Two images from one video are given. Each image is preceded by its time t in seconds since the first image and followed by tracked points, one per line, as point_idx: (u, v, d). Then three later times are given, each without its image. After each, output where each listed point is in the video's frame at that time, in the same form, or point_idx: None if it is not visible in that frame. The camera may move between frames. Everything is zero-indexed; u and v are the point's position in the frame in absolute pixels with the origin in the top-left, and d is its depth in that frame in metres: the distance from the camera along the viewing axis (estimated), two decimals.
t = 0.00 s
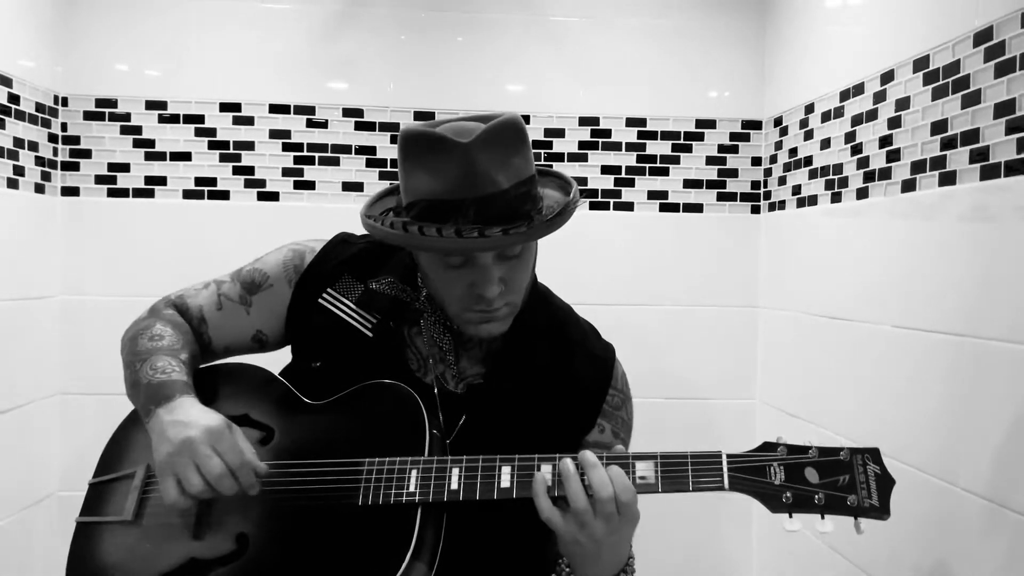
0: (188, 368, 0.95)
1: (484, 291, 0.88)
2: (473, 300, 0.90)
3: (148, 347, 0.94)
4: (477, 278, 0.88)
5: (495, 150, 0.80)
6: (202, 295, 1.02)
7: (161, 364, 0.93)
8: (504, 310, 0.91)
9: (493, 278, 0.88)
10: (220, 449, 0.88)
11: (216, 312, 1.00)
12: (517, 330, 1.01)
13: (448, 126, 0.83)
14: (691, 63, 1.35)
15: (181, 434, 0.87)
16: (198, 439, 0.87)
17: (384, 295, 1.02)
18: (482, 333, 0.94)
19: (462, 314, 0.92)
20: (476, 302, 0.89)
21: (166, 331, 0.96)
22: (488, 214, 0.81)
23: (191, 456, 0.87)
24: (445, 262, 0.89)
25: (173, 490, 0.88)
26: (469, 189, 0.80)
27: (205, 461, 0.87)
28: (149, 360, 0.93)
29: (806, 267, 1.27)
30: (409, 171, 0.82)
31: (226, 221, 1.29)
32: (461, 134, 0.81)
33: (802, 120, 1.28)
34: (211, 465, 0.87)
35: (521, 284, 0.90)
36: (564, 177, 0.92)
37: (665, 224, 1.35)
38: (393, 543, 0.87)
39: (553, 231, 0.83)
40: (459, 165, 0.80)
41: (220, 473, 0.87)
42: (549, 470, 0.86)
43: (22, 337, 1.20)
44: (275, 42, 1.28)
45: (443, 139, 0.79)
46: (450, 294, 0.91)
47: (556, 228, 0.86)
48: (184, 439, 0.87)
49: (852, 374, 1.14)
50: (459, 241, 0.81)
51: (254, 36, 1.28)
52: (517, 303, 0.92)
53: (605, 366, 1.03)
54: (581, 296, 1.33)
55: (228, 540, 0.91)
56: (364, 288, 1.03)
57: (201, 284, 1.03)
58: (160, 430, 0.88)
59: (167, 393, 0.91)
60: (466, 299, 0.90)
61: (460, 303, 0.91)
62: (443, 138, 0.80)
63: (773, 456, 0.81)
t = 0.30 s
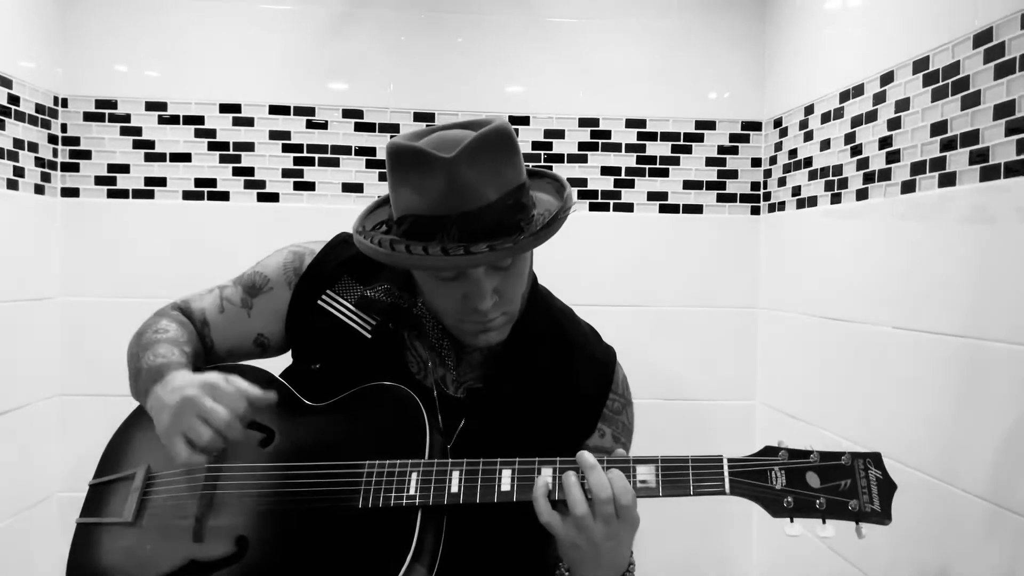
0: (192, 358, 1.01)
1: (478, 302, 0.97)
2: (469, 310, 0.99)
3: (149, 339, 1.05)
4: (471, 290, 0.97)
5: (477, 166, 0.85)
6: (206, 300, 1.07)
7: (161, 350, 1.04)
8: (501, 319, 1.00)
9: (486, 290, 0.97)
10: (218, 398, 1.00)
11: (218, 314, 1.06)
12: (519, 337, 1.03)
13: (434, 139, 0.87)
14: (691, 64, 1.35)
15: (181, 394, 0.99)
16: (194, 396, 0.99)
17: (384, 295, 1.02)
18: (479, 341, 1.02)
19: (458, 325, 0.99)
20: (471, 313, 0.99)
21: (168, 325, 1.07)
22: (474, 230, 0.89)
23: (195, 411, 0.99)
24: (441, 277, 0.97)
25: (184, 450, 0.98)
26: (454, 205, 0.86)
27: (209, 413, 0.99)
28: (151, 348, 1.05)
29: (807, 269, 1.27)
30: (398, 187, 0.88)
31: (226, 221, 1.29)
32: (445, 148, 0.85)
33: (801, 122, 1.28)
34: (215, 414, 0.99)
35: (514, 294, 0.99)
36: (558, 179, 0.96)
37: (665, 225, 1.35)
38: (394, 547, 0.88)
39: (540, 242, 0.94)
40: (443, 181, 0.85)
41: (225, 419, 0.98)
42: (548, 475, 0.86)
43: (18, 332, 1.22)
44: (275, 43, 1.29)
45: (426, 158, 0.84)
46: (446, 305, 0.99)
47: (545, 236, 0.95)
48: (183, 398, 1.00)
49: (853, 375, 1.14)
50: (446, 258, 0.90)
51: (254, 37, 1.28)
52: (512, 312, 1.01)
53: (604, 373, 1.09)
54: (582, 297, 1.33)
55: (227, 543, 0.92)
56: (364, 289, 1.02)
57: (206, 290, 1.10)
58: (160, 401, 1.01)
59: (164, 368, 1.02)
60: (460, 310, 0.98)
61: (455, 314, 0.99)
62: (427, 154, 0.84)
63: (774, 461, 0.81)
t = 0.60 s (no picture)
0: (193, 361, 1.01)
1: (482, 281, 0.90)
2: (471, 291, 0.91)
3: (152, 343, 1.04)
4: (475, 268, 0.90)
5: (492, 140, 0.83)
6: (204, 302, 1.06)
7: (165, 354, 1.02)
8: (502, 301, 0.93)
9: (491, 268, 0.89)
10: (226, 416, 0.98)
11: (216, 316, 1.04)
12: (516, 328, 0.99)
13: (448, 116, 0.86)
14: (691, 65, 1.35)
15: (190, 405, 0.99)
16: (205, 409, 0.99)
17: (381, 294, 1.00)
18: (478, 326, 0.95)
19: (458, 307, 0.92)
20: (473, 293, 0.91)
21: (170, 330, 1.04)
22: (489, 202, 0.85)
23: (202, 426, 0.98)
24: (443, 253, 0.89)
25: (189, 461, 0.97)
26: (465, 175, 0.84)
27: (215, 429, 0.98)
28: (154, 352, 1.03)
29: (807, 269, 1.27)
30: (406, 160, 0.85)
31: (225, 222, 1.29)
32: (459, 122, 0.84)
33: (801, 123, 1.29)
34: (221, 431, 0.98)
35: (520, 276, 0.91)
36: (559, 173, 0.92)
37: (665, 226, 1.35)
38: (393, 546, 0.89)
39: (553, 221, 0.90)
40: (456, 152, 0.83)
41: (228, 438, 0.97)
42: (547, 473, 0.86)
43: (16, 332, 1.22)
44: (274, 44, 1.29)
45: (438, 128, 0.82)
46: (448, 286, 0.91)
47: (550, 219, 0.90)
48: (193, 409, 0.99)
49: (853, 376, 1.14)
50: (461, 226, 0.85)
51: (254, 38, 1.28)
52: (514, 296, 0.94)
53: (603, 366, 1.06)
54: (581, 297, 1.33)
55: (227, 544, 0.93)
56: (359, 289, 1.02)
57: (205, 292, 1.08)
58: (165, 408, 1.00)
59: (169, 376, 1.00)
60: (463, 291, 0.91)
61: (456, 295, 0.91)
62: (441, 126, 0.83)
63: (772, 456, 0.80)
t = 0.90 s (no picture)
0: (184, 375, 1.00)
1: (502, 276, 0.94)
2: (488, 285, 0.95)
3: (142, 358, 1.01)
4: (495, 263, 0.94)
5: (537, 141, 0.90)
6: (187, 307, 1.06)
7: (157, 372, 0.99)
8: (512, 300, 0.97)
9: (512, 264, 0.93)
10: (231, 438, 0.97)
11: (201, 322, 1.04)
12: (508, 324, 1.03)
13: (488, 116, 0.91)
14: (690, 65, 1.34)
15: (192, 430, 0.96)
16: (209, 432, 0.97)
17: (371, 297, 1.03)
18: (482, 323, 0.98)
19: (470, 300, 0.96)
20: (490, 288, 0.95)
21: (157, 341, 1.02)
22: (532, 198, 0.91)
23: (205, 449, 0.97)
24: (469, 242, 0.93)
25: (192, 485, 0.96)
26: (514, 171, 0.90)
27: (220, 451, 0.96)
28: (145, 369, 1.00)
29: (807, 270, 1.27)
30: (453, 153, 0.90)
31: (226, 223, 1.29)
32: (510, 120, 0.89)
33: (801, 124, 1.30)
34: (225, 454, 0.96)
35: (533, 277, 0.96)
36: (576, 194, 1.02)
37: (664, 227, 1.35)
38: (394, 542, 0.90)
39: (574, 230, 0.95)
40: (505, 149, 0.89)
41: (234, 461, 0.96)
42: (544, 463, 0.87)
43: (18, 332, 1.23)
44: (274, 45, 1.29)
45: (494, 123, 0.87)
46: (467, 276, 0.95)
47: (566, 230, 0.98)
48: (195, 434, 0.97)
49: (853, 376, 1.14)
50: (511, 219, 0.90)
51: (253, 39, 1.28)
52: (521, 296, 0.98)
53: (592, 359, 1.08)
54: (581, 298, 1.33)
55: (226, 549, 0.94)
56: (349, 291, 1.04)
57: (187, 297, 1.08)
58: (168, 431, 0.97)
59: (168, 398, 0.97)
60: (480, 283, 0.95)
61: (471, 287, 0.95)
62: (495, 121, 0.88)
63: (763, 437, 0.82)
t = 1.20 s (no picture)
0: (169, 383, 0.98)
1: (513, 263, 0.88)
2: (496, 273, 0.89)
3: (127, 364, 0.97)
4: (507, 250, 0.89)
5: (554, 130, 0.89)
6: (179, 306, 1.04)
7: (141, 380, 0.95)
8: (519, 292, 0.92)
9: (525, 250, 0.88)
10: (200, 460, 0.92)
11: (194, 321, 1.03)
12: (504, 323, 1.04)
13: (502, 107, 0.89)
14: (690, 65, 1.34)
15: (161, 450, 0.91)
16: (177, 453, 0.91)
17: (365, 296, 1.04)
18: (487, 314, 0.92)
19: (477, 288, 0.90)
20: (499, 276, 0.89)
21: (144, 344, 0.99)
22: (552, 184, 0.88)
23: (174, 470, 0.91)
24: (483, 226, 0.88)
25: (161, 505, 0.93)
26: (537, 157, 0.86)
27: (186, 474, 0.91)
28: (128, 377, 0.96)
29: (807, 270, 1.27)
30: (472, 137, 0.86)
31: (225, 223, 1.29)
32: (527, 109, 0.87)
33: (801, 124, 1.28)
34: (192, 477, 0.92)
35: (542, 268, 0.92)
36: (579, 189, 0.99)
37: (664, 226, 1.35)
38: (388, 545, 0.89)
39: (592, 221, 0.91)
40: (528, 135, 0.86)
41: (200, 484, 0.92)
42: (537, 465, 0.86)
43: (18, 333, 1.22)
44: (274, 44, 1.29)
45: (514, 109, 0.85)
46: (477, 261, 0.89)
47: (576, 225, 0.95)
48: (165, 454, 0.91)
49: (853, 376, 1.14)
50: (534, 200, 0.85)
51: (252, 38, 1.28)
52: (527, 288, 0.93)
53: (591, 356, 1.05)
54: (581, 298, 1.33)
55: (219, 552, 0.93)
56: (344, 290, 1.05)
57: (177, 296, 1.06)
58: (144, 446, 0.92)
59: (150, 410, 0.94)
60: (489, 270, 0.89)
61: (480, 275, 0.90)
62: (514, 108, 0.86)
63: (760, 438, 0.82)
